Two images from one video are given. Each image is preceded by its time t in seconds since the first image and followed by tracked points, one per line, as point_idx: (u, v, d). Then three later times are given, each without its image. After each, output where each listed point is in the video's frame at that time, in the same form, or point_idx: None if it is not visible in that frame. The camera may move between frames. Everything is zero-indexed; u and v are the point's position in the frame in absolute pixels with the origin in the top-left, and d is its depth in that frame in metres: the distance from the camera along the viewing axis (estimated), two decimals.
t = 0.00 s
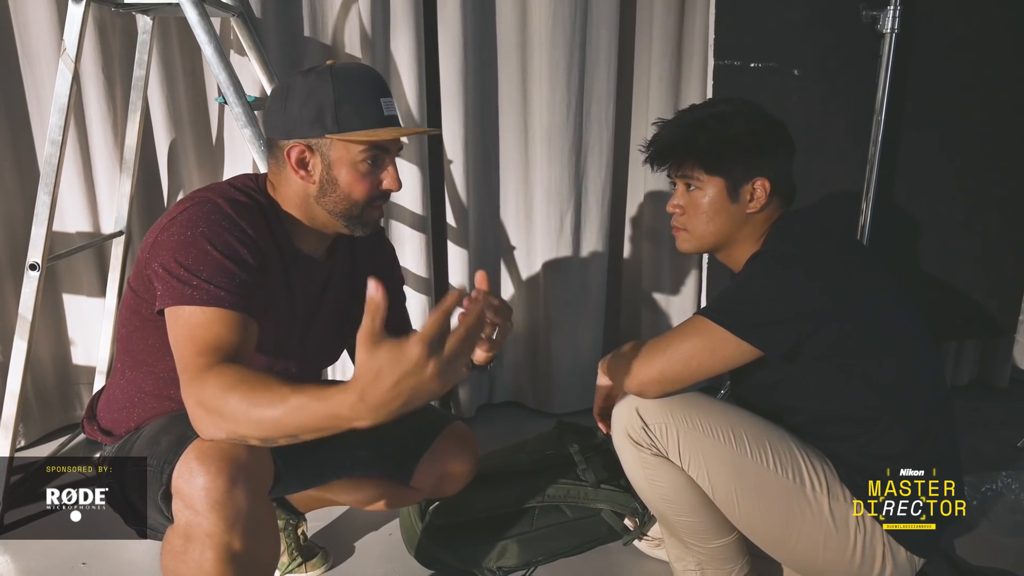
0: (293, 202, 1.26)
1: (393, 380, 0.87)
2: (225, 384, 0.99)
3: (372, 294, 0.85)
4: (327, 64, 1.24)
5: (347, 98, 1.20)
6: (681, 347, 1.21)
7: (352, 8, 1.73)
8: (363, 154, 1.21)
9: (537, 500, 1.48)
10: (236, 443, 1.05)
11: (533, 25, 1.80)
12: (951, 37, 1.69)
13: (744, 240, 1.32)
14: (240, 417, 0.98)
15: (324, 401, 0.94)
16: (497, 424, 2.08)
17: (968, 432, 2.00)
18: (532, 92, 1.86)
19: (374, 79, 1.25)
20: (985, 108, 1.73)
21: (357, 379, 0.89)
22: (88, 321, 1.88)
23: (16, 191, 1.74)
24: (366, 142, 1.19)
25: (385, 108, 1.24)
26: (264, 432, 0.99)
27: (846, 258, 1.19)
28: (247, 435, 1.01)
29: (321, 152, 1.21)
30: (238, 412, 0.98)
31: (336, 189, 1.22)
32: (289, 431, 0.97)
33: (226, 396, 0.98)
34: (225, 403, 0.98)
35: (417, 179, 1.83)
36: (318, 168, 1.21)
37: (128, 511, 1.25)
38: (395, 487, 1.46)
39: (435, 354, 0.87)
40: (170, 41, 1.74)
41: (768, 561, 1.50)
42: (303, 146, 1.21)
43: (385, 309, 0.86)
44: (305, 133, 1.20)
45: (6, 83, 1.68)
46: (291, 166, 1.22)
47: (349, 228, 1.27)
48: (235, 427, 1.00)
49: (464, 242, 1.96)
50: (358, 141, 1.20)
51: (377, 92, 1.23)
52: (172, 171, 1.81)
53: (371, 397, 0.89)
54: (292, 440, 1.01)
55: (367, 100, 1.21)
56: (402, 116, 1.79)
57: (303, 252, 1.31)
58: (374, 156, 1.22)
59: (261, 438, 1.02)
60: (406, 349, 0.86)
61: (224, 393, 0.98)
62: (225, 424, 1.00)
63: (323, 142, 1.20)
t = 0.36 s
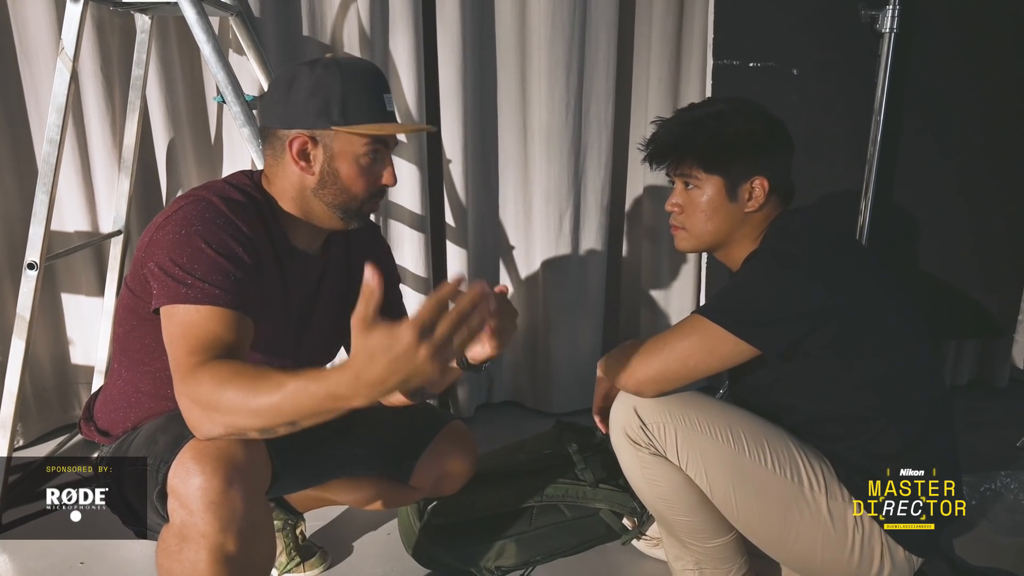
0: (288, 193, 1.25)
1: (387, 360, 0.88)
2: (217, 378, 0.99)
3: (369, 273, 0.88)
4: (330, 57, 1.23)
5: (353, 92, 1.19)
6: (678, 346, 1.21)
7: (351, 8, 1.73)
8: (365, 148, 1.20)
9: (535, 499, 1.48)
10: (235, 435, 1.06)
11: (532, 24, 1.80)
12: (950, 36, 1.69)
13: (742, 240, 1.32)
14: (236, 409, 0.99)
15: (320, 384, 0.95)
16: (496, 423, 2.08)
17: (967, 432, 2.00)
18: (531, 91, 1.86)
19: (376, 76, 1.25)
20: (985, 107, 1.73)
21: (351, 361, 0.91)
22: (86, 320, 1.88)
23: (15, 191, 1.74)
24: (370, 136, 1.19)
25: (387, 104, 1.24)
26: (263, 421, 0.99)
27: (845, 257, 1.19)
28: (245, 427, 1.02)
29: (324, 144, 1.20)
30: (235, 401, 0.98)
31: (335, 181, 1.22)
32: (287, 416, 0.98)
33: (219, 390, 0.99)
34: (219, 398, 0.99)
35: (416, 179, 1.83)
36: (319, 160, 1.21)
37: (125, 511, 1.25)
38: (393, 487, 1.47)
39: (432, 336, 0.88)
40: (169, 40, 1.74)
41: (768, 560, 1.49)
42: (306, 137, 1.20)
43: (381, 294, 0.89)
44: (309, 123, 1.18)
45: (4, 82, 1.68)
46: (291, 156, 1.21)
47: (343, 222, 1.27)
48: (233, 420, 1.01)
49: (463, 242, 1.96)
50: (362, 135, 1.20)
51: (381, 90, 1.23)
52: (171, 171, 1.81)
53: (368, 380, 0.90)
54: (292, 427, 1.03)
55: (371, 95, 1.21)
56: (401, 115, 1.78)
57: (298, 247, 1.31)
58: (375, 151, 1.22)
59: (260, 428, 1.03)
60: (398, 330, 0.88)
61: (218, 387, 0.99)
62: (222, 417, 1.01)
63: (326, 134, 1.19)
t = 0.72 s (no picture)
0: (293, 200, 1.25)
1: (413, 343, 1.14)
2: (242, 359, 1.04)
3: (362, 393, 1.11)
4: (362, 75, 1.22)
5: (382, 116, 1.19)
6: (677, 344, 1.21)
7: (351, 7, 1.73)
8: (381, 173, 1.21)
9: (535, 498, 1.48)
10: (250, 424, 1.09)
11: (532, 23, 1.80)
12: (951, 35, 1.68)
13: (741, 239, 1.32)
14: (264, 386, 1.05)
15: (350, 354, 1.10)
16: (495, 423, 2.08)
17: (967, 431, 1.99)
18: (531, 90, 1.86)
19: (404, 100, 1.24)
20: (985, 106, 1.73)
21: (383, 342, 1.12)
22: (86, 319, 1.88)
23: (15, 190, 1.74)
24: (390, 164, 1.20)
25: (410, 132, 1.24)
26: (291, 395, 1.06)
27: (845, 256, 1.18)
28: (268, 407, 1.06)
29: (341, 161, 1.19)
30: (264, 379, 1.05)
31: (344, 199, 1.22)
32: (318, 385, 1.07)
33: (247, 368, 1.04)
34: (246, 376, 1.04)
35: (415, 177, 1.83)
36: (334, 177, 1.20)
37: (124, 509, 1.24)
38: (391, 484, 1.48)
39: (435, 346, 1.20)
40: (168, 40, 1.74)
41: (767, 560, 1.49)
42: (325, 152, 1.18)
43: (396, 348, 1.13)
44: (331, 140, 1.17)
45: (4, 80, 1.68)
46: (306, 167, 1.19)
47: (341, 233, 1.28)
48: (257, 399, 1.05)
49: (462, 242, 1.98)
50: (384, 162, 1.20)
51: (407, 115, 1.23)
52: (170, 170, 1.81)
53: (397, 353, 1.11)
54: (312, 409, 1.09)
55: (397, 120, 1.21)
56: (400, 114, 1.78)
57: (297, 250, 1.30)
58: (390, 173, 1.23)
59: (282, 409, 1.08)
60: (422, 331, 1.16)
61: (244, 365, 1.04)
62: (245, 400, 1.05)
63: (347, 154, 1.19)
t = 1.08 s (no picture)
0: (298, 202, 1.25)
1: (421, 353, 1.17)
2: (250, 358, 1.05)
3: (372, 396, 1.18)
4: (362, 75, 1.22)
5: (385, 117, 1.19)
6: (677, 343, 1.21)
7: (350, 6, 1.73)
8: (386, 172, 1.21)
9: (534, 498, 1.48)
10: (252, 423, 1.09)
11: (531, 22, 1.80)
12: (950, 35, 1.68)
13: (742, 239, 1.32)
14: (271, 385, 1.05)
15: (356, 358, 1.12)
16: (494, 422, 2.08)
17: (967, 431, 1.99)
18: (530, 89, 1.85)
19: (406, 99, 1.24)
20: (985, 105, 1.72)
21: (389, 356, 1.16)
22: (85, 319, 1.88)
23: (14, 188, 1.74)
24: (395, 162, 1.20)
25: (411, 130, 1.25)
26: (297, 395, 1.07)
27: (844, 255, 1.18)
28: (273, 407, 1.07)
29: (346, 162, 1.19)
30: (270, 377, 1.05)
31: (350, 199, 1.22)
32: (323, 388, 1.08)
33: (256, 366, 1.05)
34: (253, 374, 1.04)
35: (415, 177, 1.83)
36: (339, 177, 1.20)
37: (123, 509, 1.24)
38: (392, 483, 1.46)
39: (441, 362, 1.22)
40: (168, 39, 1.74)
41: (766, 559, 1.49)
42: (329, 154, 1.18)
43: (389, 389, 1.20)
44: (335, 142, 1.17)
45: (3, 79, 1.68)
46: (311, 170, 1.19)
47: (349, 234, 1.28)
48: (263, 398, 1.05)
49: (462, 241, 1.97)
50: (388, 161, 1.20)
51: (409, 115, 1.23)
52: (170, 169, 1.81)
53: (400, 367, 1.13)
54: (317, 411, 1.10)
55: (400, 120, 1.21)
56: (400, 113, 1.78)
57: (299, 250, 1.30)
58: (395, 173, 1.23)
59: (286, 409, 1.08)
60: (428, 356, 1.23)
61: (252, 363, 1.05)
62: (249, 400, 1.05)
63: (351, 154, 1.19)
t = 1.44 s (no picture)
0: (289, 196, 1.26)
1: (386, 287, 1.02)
2: (209, 359, 1.01)
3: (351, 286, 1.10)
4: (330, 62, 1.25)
5: (348, 88, 1.20)
6: (675, 344, 1.21)
7: (349, 6, 1.73)
8: (355, 142, 1.20)
9: (533, 499, 1.48)
10: (232, 417, 1.08)
11: (530, 22, 1.80)
12: (951, 35, 1.68)
13: (743, 237, 1.31)
14: (231, 383, 1.01)
15: (311, 326, 1.01)
16: (494, 423, 2.08)
17: (967, 431, 1.99)
18: (529, 89, 1.85)
19: (372, 72, 1.24)
20: (986, 106, 1.72)
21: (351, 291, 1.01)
22: (84, 319, 1.88)
23: (13, 188, 1.74)
24: (359, 129, 1.19)
25: (381, 100, 1.23)
26: (258, 385, 1.02)
27: (843, 255, 1.18)
28: (241, 400, 1.04)
29: (315, 139, 1.20)
30: (229, 372, 1.01)
31: (328, 180, 1.21)
32: (282, 373, 1.02)
33: (214, 368, 1.01)
34: (213, 377, 1.01)
35: (414, 176, 1.83)
36: (311, 156, 1.21)
37: (122, 508, 1.24)
38: (391, 484, 1.45)
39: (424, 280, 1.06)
40: (167, 39, 1.74)
41: (766, 560, 1.49)
42: (298, 133, 1.20)
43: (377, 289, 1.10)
44: (301, 119, 1.19)
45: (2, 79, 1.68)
46: (285, 154, 1.21)
47: (338, 219, 1.26)
48: (230, 396, 1.03)
49: (462, 241, 1.95)
50: (352, 131, 1.19)
51: (374, 84, 1.23)
52: (169, 170, 1.81)
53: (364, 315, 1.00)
54: (285, 393, 1.05)
55: (365, 91, 1.20)
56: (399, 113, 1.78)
57: (302, 251, 1.32)
58: (368, 146, 1.21)
59: (255, 399, 1.05)
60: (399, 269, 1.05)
61: (211, 365, 1.01)
62: (222, 398, 1.04)
63: (317, 129, 1.19)
